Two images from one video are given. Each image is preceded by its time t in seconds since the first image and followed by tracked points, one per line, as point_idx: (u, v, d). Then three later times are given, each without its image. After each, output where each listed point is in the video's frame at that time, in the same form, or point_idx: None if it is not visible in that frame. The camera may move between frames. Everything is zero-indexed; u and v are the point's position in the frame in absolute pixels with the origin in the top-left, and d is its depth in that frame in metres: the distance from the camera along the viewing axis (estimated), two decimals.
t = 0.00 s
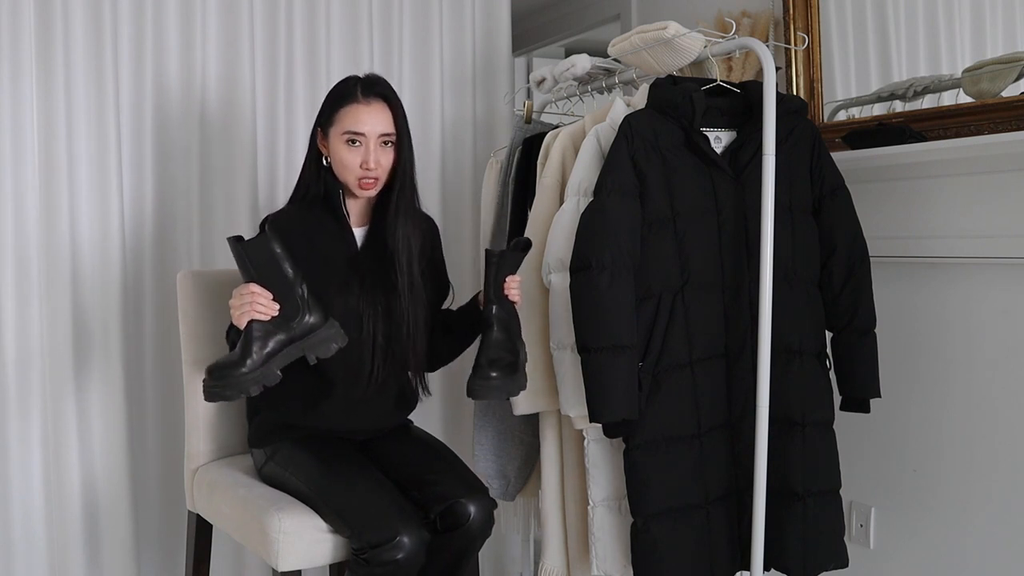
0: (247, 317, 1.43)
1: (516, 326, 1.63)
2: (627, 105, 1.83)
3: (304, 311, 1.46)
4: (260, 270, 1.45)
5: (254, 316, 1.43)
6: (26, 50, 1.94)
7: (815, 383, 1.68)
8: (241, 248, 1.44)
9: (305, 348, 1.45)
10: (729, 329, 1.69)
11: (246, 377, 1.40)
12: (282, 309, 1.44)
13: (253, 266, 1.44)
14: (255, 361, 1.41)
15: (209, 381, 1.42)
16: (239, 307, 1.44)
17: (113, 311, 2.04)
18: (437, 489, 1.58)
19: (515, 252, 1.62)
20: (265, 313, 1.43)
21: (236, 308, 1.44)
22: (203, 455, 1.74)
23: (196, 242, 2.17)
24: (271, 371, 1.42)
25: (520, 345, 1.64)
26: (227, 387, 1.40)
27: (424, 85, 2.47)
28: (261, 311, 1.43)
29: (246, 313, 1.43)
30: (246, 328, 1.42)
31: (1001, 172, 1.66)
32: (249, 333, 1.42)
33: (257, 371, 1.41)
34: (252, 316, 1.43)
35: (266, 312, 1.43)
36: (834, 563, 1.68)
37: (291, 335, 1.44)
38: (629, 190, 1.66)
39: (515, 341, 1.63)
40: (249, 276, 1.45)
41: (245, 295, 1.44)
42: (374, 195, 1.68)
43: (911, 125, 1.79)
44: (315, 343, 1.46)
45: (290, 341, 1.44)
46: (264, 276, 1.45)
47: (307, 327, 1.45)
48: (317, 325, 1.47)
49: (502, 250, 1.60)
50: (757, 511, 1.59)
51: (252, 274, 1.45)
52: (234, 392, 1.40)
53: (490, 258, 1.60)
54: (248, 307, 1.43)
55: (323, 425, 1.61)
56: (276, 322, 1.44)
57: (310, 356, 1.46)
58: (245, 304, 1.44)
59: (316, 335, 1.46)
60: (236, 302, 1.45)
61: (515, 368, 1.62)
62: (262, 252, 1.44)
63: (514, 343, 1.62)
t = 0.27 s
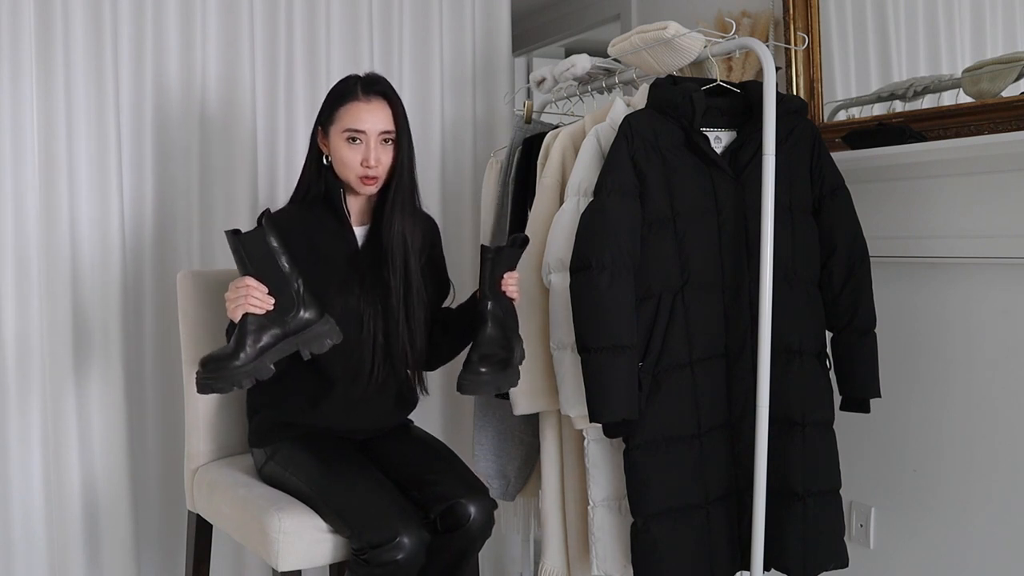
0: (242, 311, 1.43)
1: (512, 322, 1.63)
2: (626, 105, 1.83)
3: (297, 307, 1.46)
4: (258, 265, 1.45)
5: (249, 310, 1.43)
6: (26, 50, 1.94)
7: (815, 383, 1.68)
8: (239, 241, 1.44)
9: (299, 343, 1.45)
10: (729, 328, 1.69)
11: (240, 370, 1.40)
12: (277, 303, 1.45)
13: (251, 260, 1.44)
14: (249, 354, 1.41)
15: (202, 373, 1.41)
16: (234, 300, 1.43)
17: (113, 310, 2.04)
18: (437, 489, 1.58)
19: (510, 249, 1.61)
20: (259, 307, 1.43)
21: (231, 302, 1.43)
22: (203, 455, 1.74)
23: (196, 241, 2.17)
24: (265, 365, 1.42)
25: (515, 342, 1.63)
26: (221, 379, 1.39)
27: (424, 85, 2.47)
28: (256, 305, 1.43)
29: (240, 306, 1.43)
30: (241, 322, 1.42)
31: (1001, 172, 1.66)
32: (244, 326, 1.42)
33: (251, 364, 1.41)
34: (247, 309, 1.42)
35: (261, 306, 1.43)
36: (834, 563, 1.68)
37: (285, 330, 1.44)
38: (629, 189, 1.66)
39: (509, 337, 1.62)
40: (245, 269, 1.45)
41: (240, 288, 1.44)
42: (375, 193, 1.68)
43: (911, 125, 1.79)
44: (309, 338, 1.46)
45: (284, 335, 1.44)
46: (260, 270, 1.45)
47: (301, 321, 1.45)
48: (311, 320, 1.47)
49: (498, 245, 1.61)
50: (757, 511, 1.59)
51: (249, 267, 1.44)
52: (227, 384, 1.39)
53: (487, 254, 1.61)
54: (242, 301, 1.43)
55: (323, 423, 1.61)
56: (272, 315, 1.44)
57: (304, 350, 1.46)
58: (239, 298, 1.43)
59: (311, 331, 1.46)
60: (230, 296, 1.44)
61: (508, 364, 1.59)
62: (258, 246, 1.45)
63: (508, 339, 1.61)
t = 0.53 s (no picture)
0: (249, 314, 1.42)
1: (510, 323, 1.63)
2: (626, 105, 1.83)
3: (304, 313, 1.46)
4: (268, 268, 1.45)
5: (257, 314, 1.42)
6: (26, 50, 1.94)
7: (815, 383, 1.68)
8: (248, 244, 1.44)
9: (305, 348, 1.45)
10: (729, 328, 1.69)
11: (246, 373, 1.40)
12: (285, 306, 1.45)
13: (260, 263, 1.44)
14: (255, 358, 1.41)
15: (207, 375, 1.41)
16: (241, 304, 1.43)
17: (114, 310, 2.04)
18: (437, 489, 1.58)
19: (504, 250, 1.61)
20: (267, 311, 1.43)
21: (238, 305, 1.43)
22: (203, 455, 1.74)
23: (196, 241, 2.17)
24: (270, 369, 1.42)
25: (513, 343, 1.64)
26: (225, 382, 1.39)
27: (424, 85, 2.47)
28: (264, 309, 1.42)
29: (248, 309, 1.42)
30: (248, 325, 1.42)
31: (1001, 172, 1.66)
32: (251, 330, 1.41)
33: (256, 368, 1.41)
34: (254, 313, 1.42)
35: (269, 310, 1.43)
36: (834, 562, 1.68)
37: (292, 335, 1.44)
38: (629, 189, 1.66)
39: (507, 339, 1.62)
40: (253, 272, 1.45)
41: (248, 292, 1.43)
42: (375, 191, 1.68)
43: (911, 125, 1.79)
44: (315, 344, 1.46)
45: (290, 340, 1.44)
46: (269, 274, 1.45)
47: (308, 327, 1.45)
48: (317, 325, 1.47)
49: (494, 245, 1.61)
50: (757, 511, 1.59)
51: (258, 270, 1.44)
52: (232, 387, 1.39)
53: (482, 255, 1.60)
54: (249, 304, 1.43)
55: (322, 423, 1.61)
56: (279, 320, 1.43)
57: (310, 355, 1.46)
58: (247, 302, 1.43)
59: (317, 336, 1.46)
60: (238, 299, 1.44)
61: (506, 365, 1.60)
62: (267, 250, 1.45)
63: (506, 340, 1.62)
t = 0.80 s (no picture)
0: (279, 329, 1.42)
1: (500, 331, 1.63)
2: (627, 105, 1.83)
3: (328, 328, 1.46)
4: (296, 282, 1.44)
5: (286, 330, 1.42)
6: (26, 50, 1.94)
7: (815, 383, 1.68)
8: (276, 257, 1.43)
9: (331, 364, 1.45)
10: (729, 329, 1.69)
11: (273, 389, 1.40)
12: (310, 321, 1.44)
13: (286, 277, 1.44)
14: (282, 374, 1.41)
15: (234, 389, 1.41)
16: (269, 318, 1.42)
17: (114, 310, 2.04)
18: (437, 489, 1.58)
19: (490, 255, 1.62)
20: (297, 328, 1.42)
21: (268, 319, 1.42)
22: (203, 455, 1.74)
23: (196, 241, 2.17)
24: (298, 386, 1.42)
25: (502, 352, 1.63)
26: (252, 397, 1.40)
27: (424, 84, 2.47)
28: (293, 326, 1.42)
29: (277, 324, 1.42)
30: (276, 341, 1.41)
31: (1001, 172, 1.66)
32: (279, 345, 1.41)
33: (284, 384, 1.41)
34: (283, 329, 1.42)
35: (298, 326, 1.42)
36: (834, 563, 1.68)
37: (319, 351, 1.44)
38: (630, 189, 1.66)
39: (497, 346, 1.62)
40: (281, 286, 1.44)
41: (278, 307, 1.42)
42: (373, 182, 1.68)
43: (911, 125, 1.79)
44: (340, 359, 1.46)
45: (317, 356, 1.44)
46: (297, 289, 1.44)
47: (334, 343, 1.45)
48: (343, 341, 1.47)
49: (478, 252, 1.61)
50: (757, 511, 1.59)
51: (286, 284, 1.44)
52: (259, 403, 1.40)
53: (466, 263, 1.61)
54: (279, 318, 1.42)
55: (322, 423, 1.61)
56: (306, 336, 1.43)
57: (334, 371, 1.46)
58: (278, 317, 1.42)
59: (342, 352, 1.46)
60: (268, 312, 1.43)
61: (493, 374, 1.61)
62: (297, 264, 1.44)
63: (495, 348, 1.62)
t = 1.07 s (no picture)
0: (278, 314, 1.42)
1: (488, 318, 1.62)
2: (627, 105, 1.83)
3: (326, 315, 1.45)
4: (294, 267, 1.45)
5: (286, 313, 1.42)
6: (26, 50, 1.94)
7: (815, 383, 1.68)
8: (275, 241, 1.44)
9: (329, 350, 1.44)
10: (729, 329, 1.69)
11: (270, 373, 1.40)
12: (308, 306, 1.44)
13: (285, 261, 1.44)
14: (279, 359, 1.41)
15: (232, 373, 1.41)
16: (268, 302, 1.43)
17: (114, 310, 2.04)
18: (437, 488, 1.58)
19: (472, 240, 1.62)
20: (295, 313, 1.42)
21: (267, 304, 1.43)
22: (203, 455, 1.74)
23: (196, 241, 2.17)
24: (295, 370, 1.41)
25: (490, 341, 1.63)
26: (249, 381, 1.40)
27: (424, 84, 2.47)
28: (292, 310, 1.42)
29: (277, 308, 1.42)
30: (276, 325, 1.41)
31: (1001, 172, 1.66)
32: (277, 330, 1.41)
33: (281, 369, 1.41)
34: (281, 312, 1.42)
35: (297, 311, 1.42)
36: (834, 562, 1.68)
37: (317, 336, 1.44)
38: (630, 190, 1.66)
39: (486, 337, 1.62)
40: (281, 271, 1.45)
41: (278, 292, 1.43)
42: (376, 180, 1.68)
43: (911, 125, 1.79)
44: (338, 345, 1.45)
45: (316, 341, 1.44)
46: (297, 274, 1.45)
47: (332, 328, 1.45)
48: (342, 327, 1.46)
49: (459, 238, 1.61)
50: (757, 511, 1.59)
51: (286, 268, 1.44)
52: (256, 387, 1.40)
53: (448, 248, 1.61)
54: (278, 302, 1.42)
55: (321, 423, 1.61)
56: (305, 321, 1.43)
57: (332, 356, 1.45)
58: (277, 301, 1.42)
59: (341, 339, 1.45)
60: (267, 297, 1.43)
61: (479, 360, 1.61)
62: (296, 248, 1.45)
63: (482, 335, 1.62)
